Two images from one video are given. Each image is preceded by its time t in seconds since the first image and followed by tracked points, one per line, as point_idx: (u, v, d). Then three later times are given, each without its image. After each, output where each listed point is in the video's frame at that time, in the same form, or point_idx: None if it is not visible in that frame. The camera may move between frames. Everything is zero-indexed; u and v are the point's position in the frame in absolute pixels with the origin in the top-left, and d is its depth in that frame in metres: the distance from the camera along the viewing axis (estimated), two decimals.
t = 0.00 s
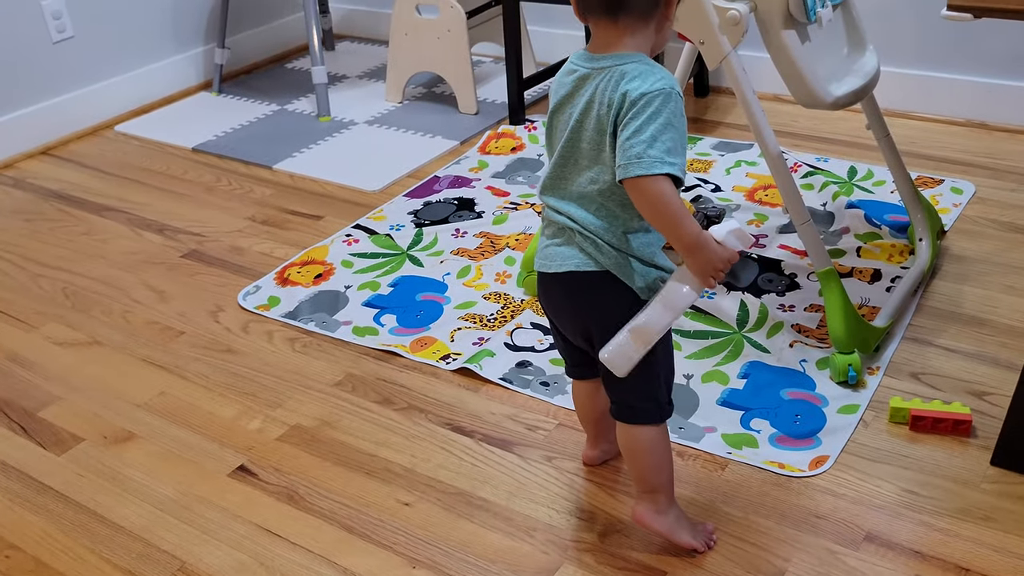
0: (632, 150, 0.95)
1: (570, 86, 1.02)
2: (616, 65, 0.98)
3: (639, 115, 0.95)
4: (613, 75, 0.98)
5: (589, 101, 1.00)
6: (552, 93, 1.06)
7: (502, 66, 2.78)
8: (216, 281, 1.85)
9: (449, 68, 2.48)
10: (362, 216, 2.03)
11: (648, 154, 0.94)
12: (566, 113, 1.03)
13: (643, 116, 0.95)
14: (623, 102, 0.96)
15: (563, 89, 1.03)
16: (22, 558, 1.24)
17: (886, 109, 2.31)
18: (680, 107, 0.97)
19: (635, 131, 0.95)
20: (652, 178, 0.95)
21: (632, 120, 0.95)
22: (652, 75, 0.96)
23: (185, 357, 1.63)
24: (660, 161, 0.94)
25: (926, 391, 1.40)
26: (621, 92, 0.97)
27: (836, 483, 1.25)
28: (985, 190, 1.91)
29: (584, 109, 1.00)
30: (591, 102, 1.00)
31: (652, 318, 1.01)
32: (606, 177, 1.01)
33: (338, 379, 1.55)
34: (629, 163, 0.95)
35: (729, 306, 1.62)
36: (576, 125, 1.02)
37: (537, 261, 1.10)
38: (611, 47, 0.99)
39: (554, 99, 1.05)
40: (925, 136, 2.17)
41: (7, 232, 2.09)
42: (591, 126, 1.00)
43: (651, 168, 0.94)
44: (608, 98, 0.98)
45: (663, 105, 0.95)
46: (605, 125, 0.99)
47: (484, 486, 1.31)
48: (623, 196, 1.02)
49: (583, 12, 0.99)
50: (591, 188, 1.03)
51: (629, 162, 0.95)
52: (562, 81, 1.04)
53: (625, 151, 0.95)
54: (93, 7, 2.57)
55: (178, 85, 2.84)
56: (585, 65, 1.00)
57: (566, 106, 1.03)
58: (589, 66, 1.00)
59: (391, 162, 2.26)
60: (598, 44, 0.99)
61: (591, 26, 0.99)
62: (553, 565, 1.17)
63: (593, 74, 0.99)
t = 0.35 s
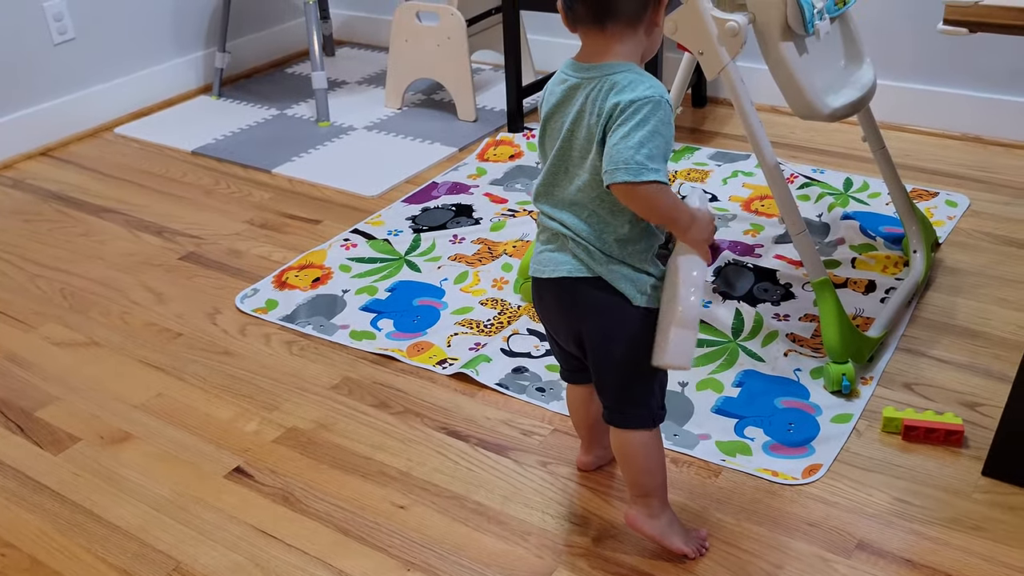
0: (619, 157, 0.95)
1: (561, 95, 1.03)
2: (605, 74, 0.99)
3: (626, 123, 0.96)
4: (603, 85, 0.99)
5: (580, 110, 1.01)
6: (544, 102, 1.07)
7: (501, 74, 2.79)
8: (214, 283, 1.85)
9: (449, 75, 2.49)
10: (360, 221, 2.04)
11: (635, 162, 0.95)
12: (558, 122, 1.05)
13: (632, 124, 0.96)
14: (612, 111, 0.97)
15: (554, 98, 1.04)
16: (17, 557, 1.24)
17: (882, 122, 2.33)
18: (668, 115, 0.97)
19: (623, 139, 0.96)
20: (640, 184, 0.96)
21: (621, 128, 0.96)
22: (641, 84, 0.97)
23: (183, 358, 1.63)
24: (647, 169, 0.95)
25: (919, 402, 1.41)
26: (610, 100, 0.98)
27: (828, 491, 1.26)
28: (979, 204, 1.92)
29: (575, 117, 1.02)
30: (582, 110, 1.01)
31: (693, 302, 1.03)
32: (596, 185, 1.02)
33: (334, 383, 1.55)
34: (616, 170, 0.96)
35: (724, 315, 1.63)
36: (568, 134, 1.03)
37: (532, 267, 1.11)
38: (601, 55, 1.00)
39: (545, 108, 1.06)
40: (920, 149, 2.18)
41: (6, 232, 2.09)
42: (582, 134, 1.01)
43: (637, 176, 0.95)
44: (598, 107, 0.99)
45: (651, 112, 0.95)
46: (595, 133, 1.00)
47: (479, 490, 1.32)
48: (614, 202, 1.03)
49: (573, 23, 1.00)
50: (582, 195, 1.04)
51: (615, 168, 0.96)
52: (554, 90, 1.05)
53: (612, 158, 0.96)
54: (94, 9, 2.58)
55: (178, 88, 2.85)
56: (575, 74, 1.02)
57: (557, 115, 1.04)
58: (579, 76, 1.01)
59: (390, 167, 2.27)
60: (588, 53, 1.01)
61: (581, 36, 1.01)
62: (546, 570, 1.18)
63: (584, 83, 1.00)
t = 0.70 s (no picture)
0: (647, 177, 0.97)
1: (566, 103, 1.02)
2: (617, 87, 0.98)
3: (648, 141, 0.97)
4: (615, 99, 0.98)
5: (588, 122, 1.00)
6: (543, 108, 1.06)
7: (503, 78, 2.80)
8: (215, 283, 1.86)
9: (451, 79, 2.50)
10: (361, 223, 2.05)
11: (665, 186, 0.98)
12: (562, 129, 1.04)
13: (655, 143, 0.97)
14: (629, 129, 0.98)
15: (558, 105, 1.03)
16: (17, 551, 1.25)
17: (882, 129, 2.34)
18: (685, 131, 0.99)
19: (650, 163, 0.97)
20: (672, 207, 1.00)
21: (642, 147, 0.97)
22: (657, 101, 0.97)
23: (183, 356, 1.64)
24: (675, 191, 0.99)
25: (916, 407, 1.42)
26: (626, 117, 0.97)
27: (825, 494, 1.27)
28: (977, 212, 1.93)
29: (582, 128, 1.01)
30: (591, 122, 1.00)
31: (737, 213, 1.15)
32: (603, 197, 1.03)
33: (334, 382, 1.56)
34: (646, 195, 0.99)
35: (722, 319, 1.64)
36: (574, 144, 1.02)
37: (532, 270, 1.12)
38: (605, 63, 0.99)
39: (546, 114, 1.05)
40: (919, 157, 2.20)
41: (8, 230, 2.10)
42: (589, 146, 1.01)
43: (669, 201, 0.99)
44: (611, 122, 0.99)
45: (674, 134, 0.97)
46: (606, 148, 0.99)
47: (477, 489, 1.32)
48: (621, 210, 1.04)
49: (575, 27, 0.99)
50: (587, 204, 1.04)
51: (652, 196, 0.98)
52: (556, 97, 1.03)
53: (642, 183, 0.98)
54: (98, 8, 2.59)
55: (180, 89, 2.86)
56: (581, 84, 1.01)
57: (561, 122, 1.04)
58: (587, 86, 1.00)
59: (391, 169, 2.28)
60: (591, 60, 1.00)
61: (583, 42, 1.00)
62: (543, 569, 1.19)
63: (592, 95, 1.00)
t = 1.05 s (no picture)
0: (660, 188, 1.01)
1: (567, 111, 1.02)
2: (621, 97, 0.99)
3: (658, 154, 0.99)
4: (620, 111, 0.99)
5: (590, 133, 1.01)
6: (542, 115, 1.06)
7: (506, 83, 2.82)
8: (218, 284, 1.87)
9: (454, 83, 2.51)
10: (363, 225, 2.06)
11: (675, 196, 1.02)
12: (561, 138, 1.04)
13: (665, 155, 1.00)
14: (636, 142, 0.99)
15: (558, 113, 1.03)
16: (19, 547, 1.25)
17: (882, 137, 2.36)
18: (687, 139, 1.02)
19: (661, 175, 1.01)
20: (681, 215, 1.04)
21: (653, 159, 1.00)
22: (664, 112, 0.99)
23: (186, 356, 1.65)
24: (684, 200, 1.03)
25: (914, 412, 1.42)
26: (633, 130, 0.99)
27: (822, 498, 1.28)
28: (976, 220, 1.94)
29: (585, 137, 1.01)
30: (593, 132, 1.01)
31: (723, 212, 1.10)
32: (606, 205, 1.04)
33: (335, 383, 1.57)
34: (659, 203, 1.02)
35: (722, 324, 1.65)
36: (575, 153, 1.03)
37: (533, 277, 1.12)
38: (607, 73, 1.00)
39: (546, 122, 1.05)
40: (919, 164, 2.21)
41: (12, 229, 2.11)
42: (592, 157, 1.01)
43: (680, 208, 1.03)
44: (616, 134, 1.00)
45: (681, 144, 1.01)
46: (611, 159, 1.00)
47: (477, 490, 1.33)
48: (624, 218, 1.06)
49: (579, 32, 1.00)
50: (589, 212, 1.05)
51: (674, 203, 1.02)
52: (556, 104, 1.03)
53: (656, 195, 1.02)
54: (104, 10, 2.60)
55: (184, 91, 2.87)
56: (583, 93, 1.01)
57: (561, 130, 1.04)
58: (588, 95, 1.00)
59: (393, 172, 2.29)
60: (592, 67, 1.01)
61: (586, 48, 1.00)
62: (543, 569, 1.19)
63: (595, 106, 1.00)
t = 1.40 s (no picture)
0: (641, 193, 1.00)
1: (553, 114, 1.03)
2: (605, 100, 0.99)
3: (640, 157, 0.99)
4: (603, 112, 0.99)
5: (575, 135, 1.01)
6: (529, 118, 1.06)
7: (503, 86, 2.82)
8: (213, 283, 1.87)
9: (451, 85, 2.51)
10: (359, 226, 2.07)
11: (652, 198, 1.00)
12: (548, 141, 1.05)
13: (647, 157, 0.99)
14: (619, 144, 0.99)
15: (544, 116, 1.04)
16: (12, 545, 1.26)
17: (878, 142, 2.36)
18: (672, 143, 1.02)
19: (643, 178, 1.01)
20: (662, 216, 1.02)
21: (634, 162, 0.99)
22: (647, 115, 0.99)
23: (180, 355, 1.65)
24: (663, 203, 1.01)
25: (905, 415, 1.43)
26: (615, 132, 0.99)
27: (813, 500, 1.28)
28: (970, 225, 1.95)
29: (570, 140, 1.02)
30: (578, 134, 1.01)
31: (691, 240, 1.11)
32: (591, 208, 1.04)
33: (329, 383, 1.57)
34: (636, 206, 1.00)
35: (715, 327, 1.65)
36: (560, 156, 1.03)
37: (521, 278, 1.13)
38: (591, 76, 1.00)
39: (533, 125, 1.05)
40: (914, 169, 2.21)
41: (8, 228, 2.11)
42: (577, 159, 1.02)
43: (659, 212, 1.01)
44: (600, 136, 1.00)
45: (663, 146, 1.00)
46: (594, 162, 1.01)
47: (469, 491, 1.33)
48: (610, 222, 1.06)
49: (563, 36, 1.00)
50: (576, 214, 1.05)
51: (640, 206, 1.00)
52: (543, 107, 1.04)
53: (631, 193, 1.00)
54: (103, 10, 2.61)
55: (182, 91, 2.88)
56: (568, 96, 1.01)
57: (547, 133, 1.04)
58: (573, 98, 1.01)
59: (389, 174, 2.30)
60: (577, 70, 1.01)
61: (571, 51, 1.01)
62: (533, 569, 1.20)
63: (580, 109, 1.01)
